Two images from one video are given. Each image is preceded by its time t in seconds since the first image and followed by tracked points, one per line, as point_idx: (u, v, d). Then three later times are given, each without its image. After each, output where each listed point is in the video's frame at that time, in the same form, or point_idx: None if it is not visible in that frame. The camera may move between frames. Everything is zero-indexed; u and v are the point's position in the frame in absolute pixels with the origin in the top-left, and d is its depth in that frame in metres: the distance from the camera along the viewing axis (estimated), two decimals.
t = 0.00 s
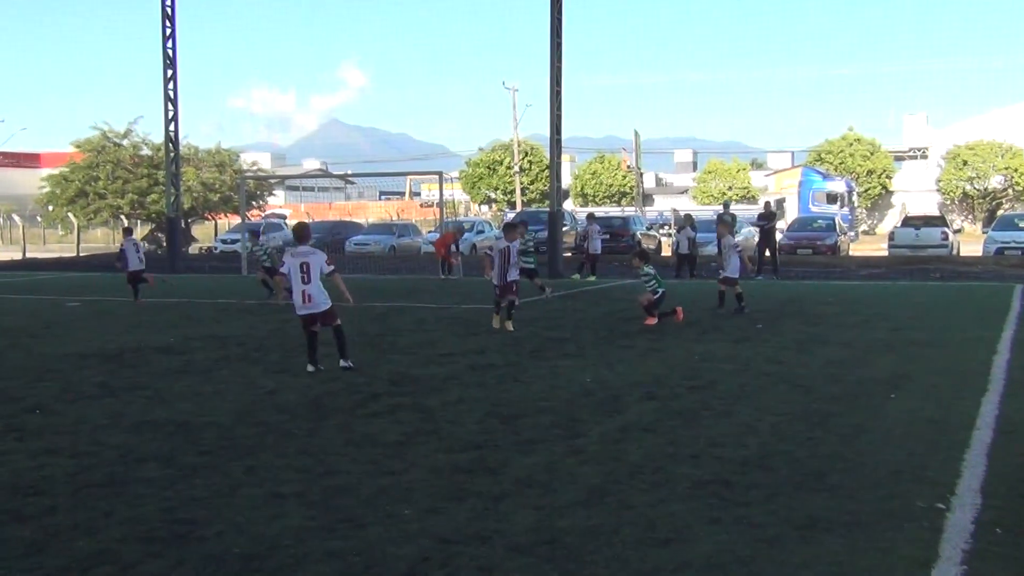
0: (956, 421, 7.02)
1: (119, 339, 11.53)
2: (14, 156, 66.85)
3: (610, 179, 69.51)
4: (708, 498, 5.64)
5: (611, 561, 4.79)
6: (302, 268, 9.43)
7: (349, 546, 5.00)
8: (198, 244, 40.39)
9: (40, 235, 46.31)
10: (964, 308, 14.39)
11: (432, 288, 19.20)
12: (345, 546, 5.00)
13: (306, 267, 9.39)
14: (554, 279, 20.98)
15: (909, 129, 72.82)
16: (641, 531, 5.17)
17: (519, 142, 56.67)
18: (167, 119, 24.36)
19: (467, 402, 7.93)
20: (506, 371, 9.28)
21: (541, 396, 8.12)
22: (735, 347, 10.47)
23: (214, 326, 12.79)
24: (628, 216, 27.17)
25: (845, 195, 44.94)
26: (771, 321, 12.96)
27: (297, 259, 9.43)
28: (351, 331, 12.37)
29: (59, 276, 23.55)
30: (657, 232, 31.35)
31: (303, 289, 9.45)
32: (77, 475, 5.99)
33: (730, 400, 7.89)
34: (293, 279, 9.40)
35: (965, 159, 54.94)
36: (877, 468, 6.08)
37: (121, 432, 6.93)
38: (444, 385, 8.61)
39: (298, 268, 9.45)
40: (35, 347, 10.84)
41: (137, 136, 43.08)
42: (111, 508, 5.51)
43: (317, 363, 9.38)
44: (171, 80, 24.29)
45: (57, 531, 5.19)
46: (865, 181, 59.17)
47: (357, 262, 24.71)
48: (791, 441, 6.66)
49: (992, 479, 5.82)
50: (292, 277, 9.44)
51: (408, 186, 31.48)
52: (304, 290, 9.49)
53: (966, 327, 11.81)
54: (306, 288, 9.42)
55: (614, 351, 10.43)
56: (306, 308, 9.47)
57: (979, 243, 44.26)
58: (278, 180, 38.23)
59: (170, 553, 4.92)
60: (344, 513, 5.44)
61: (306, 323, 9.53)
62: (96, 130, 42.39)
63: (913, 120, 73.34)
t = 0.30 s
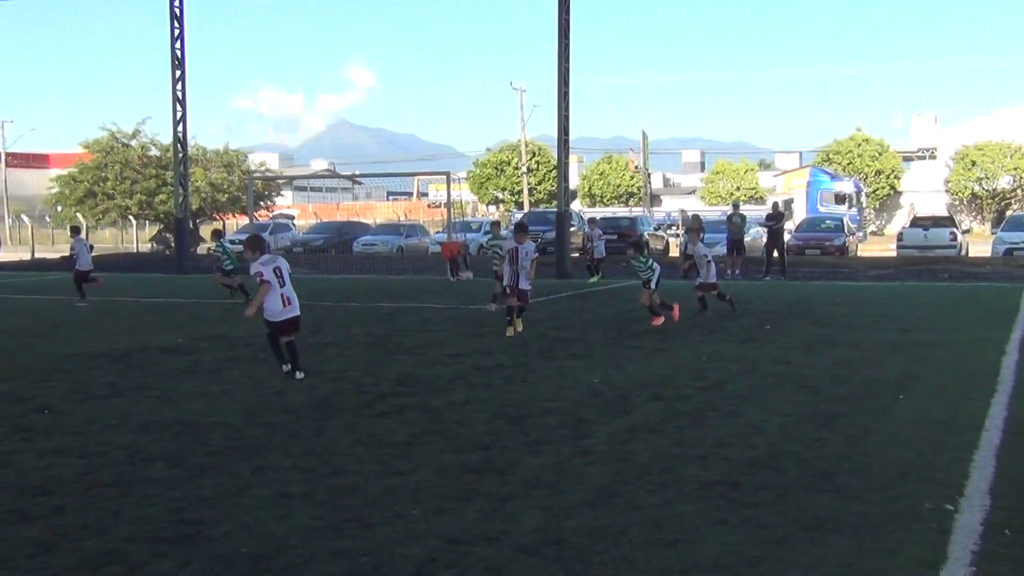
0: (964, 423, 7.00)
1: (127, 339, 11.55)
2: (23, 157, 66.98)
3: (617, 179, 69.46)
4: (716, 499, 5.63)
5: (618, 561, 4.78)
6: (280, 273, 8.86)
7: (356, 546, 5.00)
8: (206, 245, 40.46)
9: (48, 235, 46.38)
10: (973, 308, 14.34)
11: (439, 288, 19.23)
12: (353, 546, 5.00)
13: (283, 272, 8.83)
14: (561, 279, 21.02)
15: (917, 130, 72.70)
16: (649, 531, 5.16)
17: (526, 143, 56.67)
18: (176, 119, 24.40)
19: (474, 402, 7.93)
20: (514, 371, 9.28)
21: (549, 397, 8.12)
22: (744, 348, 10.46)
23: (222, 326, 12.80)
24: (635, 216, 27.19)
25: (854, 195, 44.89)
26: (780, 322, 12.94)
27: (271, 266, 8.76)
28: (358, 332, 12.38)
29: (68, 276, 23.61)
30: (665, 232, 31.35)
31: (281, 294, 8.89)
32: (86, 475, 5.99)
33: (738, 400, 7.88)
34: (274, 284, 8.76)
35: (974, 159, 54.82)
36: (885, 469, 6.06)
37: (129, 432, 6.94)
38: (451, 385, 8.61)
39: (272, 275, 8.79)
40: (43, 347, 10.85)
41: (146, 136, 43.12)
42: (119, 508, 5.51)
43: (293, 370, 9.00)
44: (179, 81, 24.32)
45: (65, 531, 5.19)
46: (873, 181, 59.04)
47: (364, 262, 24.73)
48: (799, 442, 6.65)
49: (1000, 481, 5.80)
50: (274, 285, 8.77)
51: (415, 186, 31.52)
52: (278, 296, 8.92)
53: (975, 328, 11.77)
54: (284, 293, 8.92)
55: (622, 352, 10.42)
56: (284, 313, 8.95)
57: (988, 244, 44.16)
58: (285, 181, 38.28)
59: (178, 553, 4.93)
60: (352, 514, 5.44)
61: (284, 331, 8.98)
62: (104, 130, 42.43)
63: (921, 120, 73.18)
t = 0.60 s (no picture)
0: (977, 424, 6.97)
1: (139, 338, 11.56)
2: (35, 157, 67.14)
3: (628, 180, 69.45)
4: (726, 500, 5.62)
5: (628, 563, 4.76)
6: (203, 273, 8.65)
7: (366, 546, 5.00)
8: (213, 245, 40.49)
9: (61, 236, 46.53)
10: (986, 309, 14.29)
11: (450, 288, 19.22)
12: (363, 546, 4.99)
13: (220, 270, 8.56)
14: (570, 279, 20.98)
15: (928, 130, 72.50)
16: (659, 532, 5.15)
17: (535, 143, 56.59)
18: (187, 119, 24.44)
19: (484, 402, 7.92)
20: (524, 371, 9.27)
21: (558, 396, 8.12)
22: (755, 349, 10.44)
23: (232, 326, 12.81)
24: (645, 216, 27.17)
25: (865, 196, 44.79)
26: (791, 322, 12.92)
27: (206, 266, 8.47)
28: (369, 332, 12.39)
29: (80, 276, 23.68)
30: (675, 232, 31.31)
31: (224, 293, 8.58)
32: (97, 475, 6.01)
33: (749, 401, 7.85)
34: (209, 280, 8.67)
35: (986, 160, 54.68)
36: (898, 471, 6.03)
37: (140, 431, 6.95)
38: (462, 385, 8.61)
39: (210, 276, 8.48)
40: (54, 347, 10.87)
41: (158, 136, 43.23)
42: (132, 507, 5.52)
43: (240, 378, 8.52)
44: (190, 81, 24.35)
45: (76, 530, 5.19)
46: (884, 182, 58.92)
47: (374, 264, 24.72)
48: (810, 443, 6.62)
49: (1013, 483, 5.77)
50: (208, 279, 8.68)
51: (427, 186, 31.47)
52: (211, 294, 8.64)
53: (988, 329, 11.73)
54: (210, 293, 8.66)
55: (632, 352, 10.41)
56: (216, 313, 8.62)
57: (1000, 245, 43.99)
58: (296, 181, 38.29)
59: (189, 552, 4.92)
60: (362, 514, 5.44)
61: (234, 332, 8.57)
62: (116, 130, 42.51)
63: (932, 121, 72.96)
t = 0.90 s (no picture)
0: (991, 425, 6.95)
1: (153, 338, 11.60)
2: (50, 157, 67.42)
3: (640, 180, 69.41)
4: (739, 500, 5.61)
5: (641, 563, 4.76)
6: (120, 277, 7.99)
7: (378, 546, 5.01)
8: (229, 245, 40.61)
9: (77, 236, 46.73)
10: (1002, 310, 14.22)
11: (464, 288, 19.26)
12: (375, 546, 5.00)
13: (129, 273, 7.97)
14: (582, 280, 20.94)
15: (942, 131, 72.25)
16: (672, 533, 5.14)
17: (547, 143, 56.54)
18: (201, 119, 24.52)
19: (497, 403, 7.93)
20: (536, 372, 9.28)
21: (570, 397, 8.12)
22: (769, 350, 10.42)
23: (246, 326, 12.84)
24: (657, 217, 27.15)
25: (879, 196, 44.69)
26: (805, 323, 12.89)
27: (116, 266, 7.95)
28: (382, 332, 12.41)
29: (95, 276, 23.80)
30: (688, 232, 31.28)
31: (133, 296, 8.00)
32: (111, 474, 6.03)
33: (762, 402, 7.84)
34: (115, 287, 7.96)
35: (1000, 161, 54.49)
36: (912, 472, 6.01)
37: (154, 431, 6.97)
38: (474, 385, 8.61)
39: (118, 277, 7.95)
40: (69, 346, 10.91)
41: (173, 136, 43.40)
42: (146, 506, 5.54)
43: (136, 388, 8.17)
44: (204, 81, 24.43)
45: (91, 529, 5.21)
46: (898, 182, 58.76)
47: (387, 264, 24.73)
48: (824, 445, 6.61)
49: None
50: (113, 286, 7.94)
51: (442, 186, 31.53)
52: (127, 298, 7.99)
53: (1004, 330, 11.68)
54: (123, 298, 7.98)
55: (645, 352, 10.40)
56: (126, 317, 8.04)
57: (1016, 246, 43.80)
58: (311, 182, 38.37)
59: (203, 551, 4.94)
60: (375, 513, 5.45)
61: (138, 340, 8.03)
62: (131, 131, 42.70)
63: (946, 121, 72.69)
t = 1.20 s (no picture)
0: (1006, 427, 6.92)
1: (167, 338, 11.63)
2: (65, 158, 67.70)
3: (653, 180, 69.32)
4: (753, 501, 5.60)
5: (655, 564, 4.75)
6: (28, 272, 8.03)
7: (392, 546, 5.01)
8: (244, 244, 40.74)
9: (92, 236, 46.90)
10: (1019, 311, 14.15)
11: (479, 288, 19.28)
12: (389, 545, 5.01)
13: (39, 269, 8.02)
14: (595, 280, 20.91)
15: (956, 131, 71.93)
16: (686, 534, 5.13)
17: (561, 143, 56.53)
18: (215, 120, 24.59)
19: (510, 403, 7.93)
20: (549, 372, 9.27)
21: (583, 398, 8.11)
22: (783, 350, 10.40)
23: (260, 326, 12.87)
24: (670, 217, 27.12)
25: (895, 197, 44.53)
26: (820, 324, 12.86)
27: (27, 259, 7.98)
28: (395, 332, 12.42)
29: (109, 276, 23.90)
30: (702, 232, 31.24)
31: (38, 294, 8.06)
32: (126, 473, 6.05)
33: (776, 403, 7.82)
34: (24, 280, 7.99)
35: (1016, 161, 54.20)
36: (927, 473, 5.98)
37: (169, 431, 6.99)
38: (487, 385, 8.61)
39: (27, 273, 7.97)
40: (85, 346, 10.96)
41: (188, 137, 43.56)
42: (160, 505, 5.56)
43: (33, 396, 7.83)
44: (218, 82, 24.50)
45: (105, 528, 5.23)
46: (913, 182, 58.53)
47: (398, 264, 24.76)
48: (838, 446, 6.59)
49: None
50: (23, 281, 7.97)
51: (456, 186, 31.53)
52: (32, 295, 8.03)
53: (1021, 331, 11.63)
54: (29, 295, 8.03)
55: (659, 352, 10.39)
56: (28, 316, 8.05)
57: None
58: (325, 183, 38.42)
59: (218, 550, 4.95)
60: (389, 513, 5.45)
61: (32, 339, 7.99)
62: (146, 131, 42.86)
63: (960, 121, 72.37)
